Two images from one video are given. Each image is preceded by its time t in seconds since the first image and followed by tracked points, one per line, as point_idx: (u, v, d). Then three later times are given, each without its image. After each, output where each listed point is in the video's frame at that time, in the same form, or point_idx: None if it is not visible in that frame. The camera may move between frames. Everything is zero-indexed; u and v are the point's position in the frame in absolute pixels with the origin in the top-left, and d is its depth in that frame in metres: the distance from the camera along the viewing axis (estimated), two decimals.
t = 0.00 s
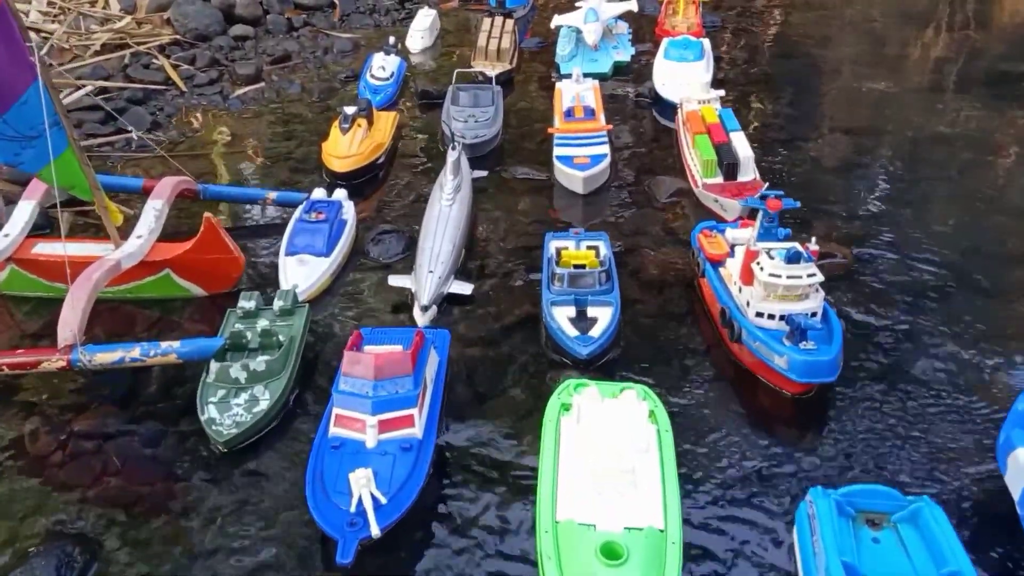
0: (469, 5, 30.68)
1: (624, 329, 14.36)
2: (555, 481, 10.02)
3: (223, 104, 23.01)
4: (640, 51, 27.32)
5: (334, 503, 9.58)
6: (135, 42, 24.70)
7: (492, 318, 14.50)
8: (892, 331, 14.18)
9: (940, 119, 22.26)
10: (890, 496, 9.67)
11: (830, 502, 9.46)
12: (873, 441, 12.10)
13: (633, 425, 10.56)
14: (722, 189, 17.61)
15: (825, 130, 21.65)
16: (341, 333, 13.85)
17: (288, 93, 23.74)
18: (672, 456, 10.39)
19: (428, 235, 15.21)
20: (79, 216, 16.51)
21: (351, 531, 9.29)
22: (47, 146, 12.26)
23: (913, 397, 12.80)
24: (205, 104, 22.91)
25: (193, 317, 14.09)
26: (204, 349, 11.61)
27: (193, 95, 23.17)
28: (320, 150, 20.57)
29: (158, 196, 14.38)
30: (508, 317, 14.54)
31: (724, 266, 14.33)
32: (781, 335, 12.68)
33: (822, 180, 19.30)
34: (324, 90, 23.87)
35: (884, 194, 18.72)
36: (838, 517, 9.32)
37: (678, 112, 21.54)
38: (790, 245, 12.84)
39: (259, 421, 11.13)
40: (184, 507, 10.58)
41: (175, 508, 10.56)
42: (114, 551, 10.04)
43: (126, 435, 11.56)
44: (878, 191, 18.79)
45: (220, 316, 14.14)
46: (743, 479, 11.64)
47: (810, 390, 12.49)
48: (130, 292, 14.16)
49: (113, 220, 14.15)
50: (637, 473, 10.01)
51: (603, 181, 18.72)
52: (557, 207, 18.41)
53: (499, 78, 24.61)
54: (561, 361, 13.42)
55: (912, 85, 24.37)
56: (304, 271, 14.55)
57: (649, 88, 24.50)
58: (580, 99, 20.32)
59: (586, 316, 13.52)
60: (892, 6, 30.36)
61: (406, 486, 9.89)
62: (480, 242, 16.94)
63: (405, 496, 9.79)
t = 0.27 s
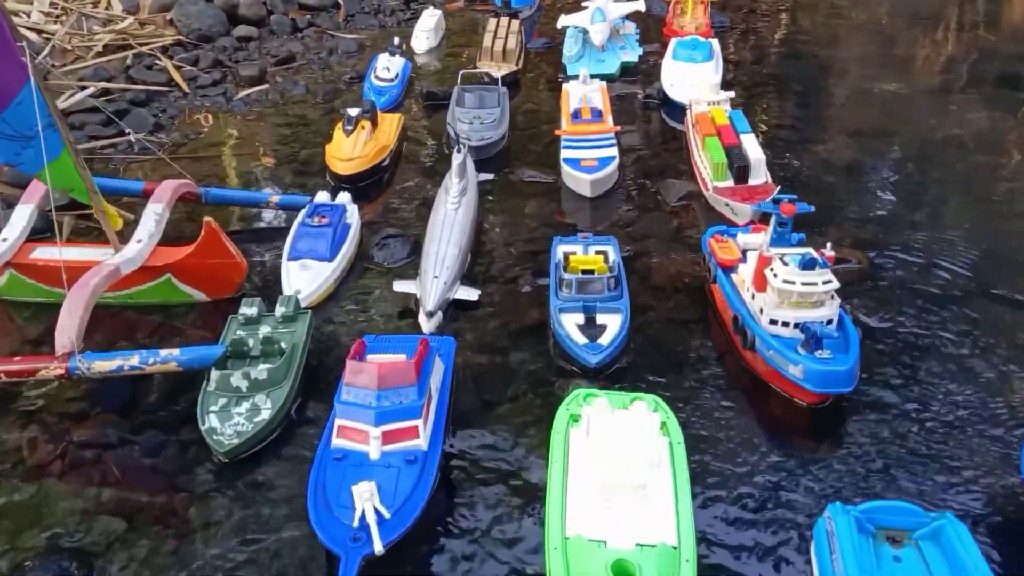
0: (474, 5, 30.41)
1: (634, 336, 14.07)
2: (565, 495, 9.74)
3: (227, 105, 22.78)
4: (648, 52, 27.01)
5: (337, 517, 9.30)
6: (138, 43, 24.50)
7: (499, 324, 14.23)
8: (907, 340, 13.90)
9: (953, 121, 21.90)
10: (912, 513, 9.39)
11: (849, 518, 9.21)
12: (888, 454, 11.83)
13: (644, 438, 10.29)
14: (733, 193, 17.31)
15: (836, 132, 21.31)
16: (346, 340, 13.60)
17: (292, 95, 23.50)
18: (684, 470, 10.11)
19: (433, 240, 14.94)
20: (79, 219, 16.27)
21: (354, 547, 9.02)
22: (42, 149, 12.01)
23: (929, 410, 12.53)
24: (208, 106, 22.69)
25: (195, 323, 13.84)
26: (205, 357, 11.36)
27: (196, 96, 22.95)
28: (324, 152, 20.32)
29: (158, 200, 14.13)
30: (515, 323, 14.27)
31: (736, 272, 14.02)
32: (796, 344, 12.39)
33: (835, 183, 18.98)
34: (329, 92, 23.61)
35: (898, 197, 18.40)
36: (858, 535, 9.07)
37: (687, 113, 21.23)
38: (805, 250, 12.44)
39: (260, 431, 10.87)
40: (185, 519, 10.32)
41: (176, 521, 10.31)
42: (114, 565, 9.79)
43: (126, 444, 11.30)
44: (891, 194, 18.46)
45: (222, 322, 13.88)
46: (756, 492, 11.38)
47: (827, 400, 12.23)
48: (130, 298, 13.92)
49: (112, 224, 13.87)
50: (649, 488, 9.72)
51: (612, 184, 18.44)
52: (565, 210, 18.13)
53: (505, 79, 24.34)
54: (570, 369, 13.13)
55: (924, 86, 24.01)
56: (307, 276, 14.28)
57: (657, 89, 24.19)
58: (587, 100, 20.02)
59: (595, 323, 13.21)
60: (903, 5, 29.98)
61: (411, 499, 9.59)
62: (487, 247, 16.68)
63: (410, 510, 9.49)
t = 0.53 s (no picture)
0: (484, 6, 30.22)
1: (647, 342, 13.81)
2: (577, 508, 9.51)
3: (235, 107, 22.64)
4: (659, 53, 26.74)
5: (344, 531, 9.08)
6: (145, 44, 24.39)
7: (510, 329, 14.00)
8: (926, 348, 13.59)
9: (971, 123, 21.55)
10: (936, 529, 9.09)
11: (871, 534, 8.94)
12: (909, 466, 11.55)
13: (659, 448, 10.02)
14: (746, 196, 17.02)
15: (851, 134, 21.00)
16: (354, 346, 13.40)
17: (300, 97, 23.35)
18: (699, 482, 9.84)
19: (442, 244, 14.72)
20: (86, 222, 16.15)
21: (362, 561, 8.80)
22: (42, 153, 11.84)
23: (951, 420, 12.23)
24: (216, 108, 22.56)
25: (202, 328, 13.66)
26: (210, 363, 11.19)
27: (204, 98, 22.82)
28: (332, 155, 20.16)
29: (163, 204, 13.98)
30: (526, 328, 14.03)
31: (751, 277, 13.74)
32: (813, 351, 12.09)
33: (851, 186, 18.66)
34: (337, 93, 23.42)
35: (915, 200, 18.06)
36: (880, 551, 8.79)
37: (699, 115, 20.96)
38: (821, 256, 12.21)
39: (267, 439, 10.68)
40: (191, 529, 10.15)
41: (182, 530, 10.13)
42: None
43: (131, 452, 11.13)
44: (908, 197, 18.13)
45: (229, 326, 13.71)
46: (773, 505, 11.12)
47: (844, 409, 11.89)
48: (136, 302, 13.75)
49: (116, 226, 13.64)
50: (663, 500, 9.46)
51: (623, 187, 18.19)
52: (576, 213, 17.90)
53: (515, 80, 24.14)
54: (582, 376, 12.89)
55: (940, 87, 23.65)
56: (315, 280, 14.08)
57: (668, 91, 23.92)
58: (598, 102, 19.76)
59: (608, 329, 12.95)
60: (917, 6, 29.60)
61: (420, 511, 9.37)
62: (497, 250, 16.45)
63: (419, 523, 9.27)
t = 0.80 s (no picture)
0: (497, 9, 30.09)
1: (664, 349, 13.57)
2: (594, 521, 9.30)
3: (248, 110, 22.59)
4: (674, 56, 26.50)
5: (356, 544, 8.91)
6: (159, 47, 24.41)
7: (524, 336, 13.80)
8: (950, 357, 13.28)
9: (992, 126, 21.17)
10: (962, 543, 8.84)
11: (897, 550, 8.65)
12: (933, 479, 11.26)
13: (676, 460, 9.80)
14: (764, 201, 16.76)
15: (869, 138, 20.68)
16: (366, 352, 13.25)
17: (313, 99, 23.27)
18: (718, 495, 9.60)
19: (455, 249, 14.56)
20: (99, 226, 16.11)
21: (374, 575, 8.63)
22: (53, 158, 11.77)
23: (976, 432, 11.92)
24: (229, 111, 22.51)
25: (213, 333, 13.56)
26: (221, 370, 11.05)
27: (217, 101, 22.79)
28: (345, 158, 20.04)
29: (176, 208, 13.89)
30: (540, 335, 13.83)
31: (769, 283, 13.47)
32: (833, 359, 11.79)
33: (870, 190, 18.34)
34: (350, 96, 23.32)
35: (937, 205, 17.72)
36: (906, 566, 8.50)
37: (715, 119, 20.71)
38: (842, 262, 11.84)
39: (278, 448, 10.53)
40: (201, 539, 10.02)
41: (191, 541, 10.00)
42: None
43: (140, 460, 11.01)
44: (929, 202, 17.80)
45: (241, 332, 13.59)
46: (793, 518, 10.86)
47: (864, 419, 11.62)
48: (148, 308, 13.67)
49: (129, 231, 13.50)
50: (682, 514, 9.25)
51: (638, 192, 17.97)
52: (590, 217, 17.69)
53: (529, 83, 23.97)
54: (597, 384, 12.68)
55: (961, 89, 23.26)
56: (327, 285, 13.94)
57: (683, 94, 23.67)
58: (613, 105, 19.55)
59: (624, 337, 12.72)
60: (937, 7, 29.17)
61: (434, 523, 9.19)
62: (511, 255, 16.26)
63: (432, 536, 9.08)
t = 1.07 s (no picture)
0: (513, 13, 30.04)
1: (682, 357, 13.35)
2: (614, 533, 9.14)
3: (265, 114, 22.62)
4: (691, 60, 26.31)
5: (372, 554, 8.78)
6: (177, 51, 24.50)
7: (540, 343, 13.63)
8: (976, 368, 13.02)
9: (1016, 132, 20.84)
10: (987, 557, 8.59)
11: (925, 564, 8.31)
12: (958, 494, 11.02)
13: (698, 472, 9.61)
14: (784, 206, 16.53)
15: (890, 143, 20.40)
16: (380, 359, 13.14)
17: (329, 104, 23.26)
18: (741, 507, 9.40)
19: (472, 254, 14.45)
20: (114, 231, 16.07)
21: None
22: (75, 162, 11.76)
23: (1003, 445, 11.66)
24: (246, 115, 22.54)
25: (228, 339, 13.51)
26: (237, 377, 10.97)
27: (234, 105, 22.83)
28: (361, 162, 20.00)
29: (193, 212, 13.87)
30: (557, 342, 13.66)
31: (790, 290, 13.24)
32: (855, 368, 11.57)
33: (892, 196, 18.05)
34: (366, 100, 23.29)
35: (960, 211, 17.41)
36: None
37: (733, 123, 20.50)
38: (865, 270, 11.67)
39: (294, 457, 10.45)
40: (214, 549, 9.93)
41: (204, 551, 9.92)
42: None
43: (153, 468, 10.94)
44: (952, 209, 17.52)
45: (256, 338, 13.53)
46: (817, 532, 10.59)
47: (887, 429, 11.38)
48: (163, 313, 13.63)
49: (147, 237, 13.43)
50: (704, 526, 9.06)
51: (655, 197, 17.81)
52: (607, 223, 17.52)
53: (546, 88, 23.87)
54: (614, 392, 12.51)
55: (983, 94, 22.93)
56: (344, 291, 13.86)
57: (700, 98, 23.48)
58: (631, 110, 19.40)
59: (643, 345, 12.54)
60: (959, 11, 28.81)
61: (451, 534, 9.05)
62: (527, 261, 16.12)
63: (449, 548, 8.94)
